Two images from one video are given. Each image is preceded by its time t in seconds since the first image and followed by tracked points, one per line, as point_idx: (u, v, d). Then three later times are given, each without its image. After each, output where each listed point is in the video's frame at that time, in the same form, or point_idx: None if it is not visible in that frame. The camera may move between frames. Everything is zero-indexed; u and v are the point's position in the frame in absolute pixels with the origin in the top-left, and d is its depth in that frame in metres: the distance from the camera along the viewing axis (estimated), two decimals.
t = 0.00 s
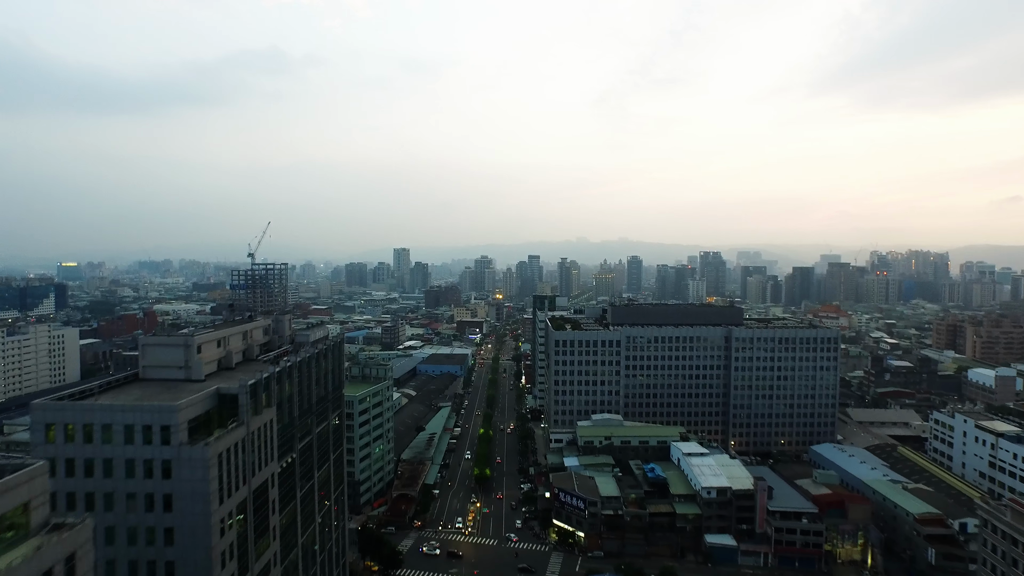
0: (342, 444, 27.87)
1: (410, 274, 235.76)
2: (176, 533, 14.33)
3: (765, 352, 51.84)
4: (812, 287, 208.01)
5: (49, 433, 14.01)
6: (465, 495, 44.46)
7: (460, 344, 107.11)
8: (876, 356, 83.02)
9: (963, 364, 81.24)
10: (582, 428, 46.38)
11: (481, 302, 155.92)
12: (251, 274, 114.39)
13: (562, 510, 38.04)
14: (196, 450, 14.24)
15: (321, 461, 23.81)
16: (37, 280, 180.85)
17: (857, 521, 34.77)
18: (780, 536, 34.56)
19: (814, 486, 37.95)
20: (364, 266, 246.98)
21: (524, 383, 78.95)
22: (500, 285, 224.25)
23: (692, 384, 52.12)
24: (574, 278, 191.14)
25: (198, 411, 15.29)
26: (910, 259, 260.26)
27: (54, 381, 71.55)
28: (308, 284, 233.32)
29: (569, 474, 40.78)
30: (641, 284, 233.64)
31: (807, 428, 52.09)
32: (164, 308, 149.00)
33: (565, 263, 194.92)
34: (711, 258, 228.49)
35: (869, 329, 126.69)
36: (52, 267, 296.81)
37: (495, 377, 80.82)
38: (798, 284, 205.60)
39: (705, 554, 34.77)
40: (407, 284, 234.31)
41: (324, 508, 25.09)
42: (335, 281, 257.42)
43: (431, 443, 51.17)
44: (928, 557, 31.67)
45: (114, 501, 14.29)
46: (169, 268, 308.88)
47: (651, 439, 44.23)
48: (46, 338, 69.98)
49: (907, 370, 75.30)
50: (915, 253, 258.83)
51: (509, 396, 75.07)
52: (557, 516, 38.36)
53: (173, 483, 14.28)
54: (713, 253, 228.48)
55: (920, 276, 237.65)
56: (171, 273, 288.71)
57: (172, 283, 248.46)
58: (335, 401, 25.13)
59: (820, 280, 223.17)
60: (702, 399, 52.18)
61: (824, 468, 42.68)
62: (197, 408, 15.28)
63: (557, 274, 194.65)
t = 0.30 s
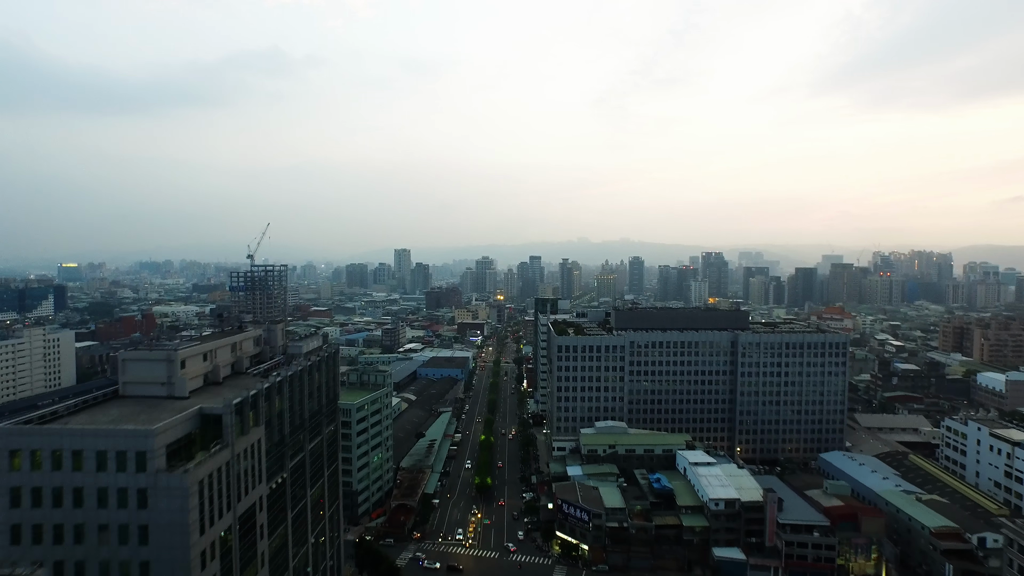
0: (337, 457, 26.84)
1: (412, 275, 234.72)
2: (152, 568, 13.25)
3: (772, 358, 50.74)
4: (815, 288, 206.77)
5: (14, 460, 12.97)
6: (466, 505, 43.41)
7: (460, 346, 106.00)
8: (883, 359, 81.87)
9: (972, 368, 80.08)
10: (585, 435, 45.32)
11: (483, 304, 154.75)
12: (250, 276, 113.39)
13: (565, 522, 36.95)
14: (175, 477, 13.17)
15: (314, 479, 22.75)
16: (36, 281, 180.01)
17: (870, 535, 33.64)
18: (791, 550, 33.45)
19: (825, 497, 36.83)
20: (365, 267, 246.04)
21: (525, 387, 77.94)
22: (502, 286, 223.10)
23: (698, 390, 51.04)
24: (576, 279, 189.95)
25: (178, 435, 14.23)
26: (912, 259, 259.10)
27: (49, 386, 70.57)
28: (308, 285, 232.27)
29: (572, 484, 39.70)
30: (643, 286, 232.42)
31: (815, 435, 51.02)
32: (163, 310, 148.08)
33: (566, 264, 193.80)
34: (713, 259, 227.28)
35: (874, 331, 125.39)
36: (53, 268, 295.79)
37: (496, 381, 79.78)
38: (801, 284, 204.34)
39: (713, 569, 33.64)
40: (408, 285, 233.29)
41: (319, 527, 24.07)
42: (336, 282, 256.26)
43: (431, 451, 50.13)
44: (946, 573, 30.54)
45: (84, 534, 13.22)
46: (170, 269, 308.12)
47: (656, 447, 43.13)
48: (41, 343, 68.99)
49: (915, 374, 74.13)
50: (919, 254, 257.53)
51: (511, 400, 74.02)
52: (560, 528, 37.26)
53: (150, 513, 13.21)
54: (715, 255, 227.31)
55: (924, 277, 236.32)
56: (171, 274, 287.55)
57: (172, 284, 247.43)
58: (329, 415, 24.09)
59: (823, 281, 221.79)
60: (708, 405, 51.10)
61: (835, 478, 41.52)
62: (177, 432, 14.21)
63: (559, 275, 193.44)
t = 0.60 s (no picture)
0: (332, 472, 25.79)
1: (412, 276, 233.61)
2: None
3: (779, 362, 49.67)
4: (817, 288, 205.59)
5: None
6: (466, 514, 42.36)
7: (460, 348, 104.96)
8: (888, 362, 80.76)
9: (979, 370, 78.98)
10: (588, 443, 44.26)
11: (483, 305, 153.58)
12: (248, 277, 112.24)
13: (568, 534, 35.86)
14: (147, 509, 12.10)
15: (307, 498, 21.68)
16: (34, 282, 178.71)
17: (884, 548, 32.57)
18: (801, 564, 32.38)
19: (836, 509, 35.75)
20: (365, 268, 244.90)
21: (526, 391, 76.85)
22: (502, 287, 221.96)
23: (703, 396, 49.97)
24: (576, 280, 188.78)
25: (154, 462, 13.16)
26: (914, 259, 258.01)
27: (43, 390, 69.49)
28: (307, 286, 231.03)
29: (575, 494, 38.65)
30: (644, 286, 231.28)
31: (822, 441, 49.97)
32: (161, 311, 147.06)
33: (567, 264, 192.61)
34: (714, 259, 226.14)
35: (877, 332, 124.28)
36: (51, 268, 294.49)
37: (496, 385, 78.71)
38: (803, 285, 203.21)
39: None
40: (408, 286, 232.19)
41: (312, 546, 23.00)
42: (335, 282, 255.09)
43: (430, 458, 49.08)
44: None
45: (50, 571, 12.15)
46: (169, 269, 306.92)
47: (661, 456, 42.09)
48: (34, 346, 67.91)
49: (922, 377, 73.04)
50: (921, 253, 256.42)
51: (511, 404, 72.93)
52: (563, 540, 36.18)
53: (120, 548, 12.15)
54: (716, 255, 226.23)
55: (926, 277, 235.18)
56: (170, 274, 286.31)
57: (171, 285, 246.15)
58: (322, 429, 23.03)
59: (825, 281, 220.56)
60: (713, 411, 50.03)
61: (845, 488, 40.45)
62: (153, 458, 13.13)
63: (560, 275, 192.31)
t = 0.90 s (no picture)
0: (325, 487, 24.71)
1: (412, 277, 232.55)
2: None
3: (785, 368, 48.60)
4: (819, 289, 204.45)
5: None
6: (466, 524, 41.31)
7: (460, 351, 103.97)
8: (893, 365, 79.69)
9: (986, 373, 77.86)
10: (591, 451, 43.20)
11: (483, 306, 152.55)
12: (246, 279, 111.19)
13: (570, 547, 34.76)
14: (117, 547, 11.06)
15: (297, 519, 20.61)
16: (32, 283, 177.54)
17: (897, 563, 31.50)
18: None
19: (847, 521, 34.65)
20: (365, 269, 243.91)
21: (527, 395, 75.78)
22: (502, 288, 220.90)
23: (707, 401, 48.91)
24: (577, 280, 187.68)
25: (126, 492, 12.11)
26: (916, 260, 257.04)
27: (37, 395, 68.53)
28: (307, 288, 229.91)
29: (578, 504, 37.58)
30: (645, 287, 230.26)
31: (829, 448, 48.90)
32: (159, 313, 146.24)
33: (568, 265, 191.49)
34: (716, 259, 225.13)
35: (881, 334, 123.21)
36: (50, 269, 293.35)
37: (497, 389, 77.67)
38: (805, 285, 202.17)
39: None
40: (409, 287, 231.12)
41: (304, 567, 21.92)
42: (335, 283, 253.70)
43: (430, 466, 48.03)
44: None
45: None
46: (168, 270, 305.82)
47: (666, 464, 40.99)
48: (27, 351, 66.92)
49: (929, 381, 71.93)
50: (922, 253, 255.31)
51: (512, 408, 71.87)
52: (565, 552, 35.09)
53: None
54: (717, 256, 225.26)
55: (928, 278, 234.16)
56: (169, 274, 285.23)
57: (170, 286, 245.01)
58: (315, 444, 21.97)
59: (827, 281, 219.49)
60: (718, 417, 48.96)
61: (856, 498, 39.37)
62: (124, 488, 12.07)
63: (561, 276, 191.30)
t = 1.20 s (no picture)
0: (319, 505, 23.66)
1: (412, 278, 231.49)
2: None
3: (792, 374, 47.52)
4: (821, 289, 203.36)
5: None
6: (466, 535, 40.30)
7: (461, 353, 103.02)
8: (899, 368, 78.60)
9: (993, 377, 76.75)
10: (594, 460, 42.15)
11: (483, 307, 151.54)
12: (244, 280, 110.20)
13: (574, 561, 33.69)
14: None
15: (288, 540, 19.56)
16: (30, 284, 176.50)
17: None
18: None
19: (860, 534, 33.58)
20: (365, 270, 242.93)
21: (528, 399, 74.73)
22: (503, 288, 219.84)
23: (712, 408, 47.82)
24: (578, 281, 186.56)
25: (93, 529, 11.04)
26: (918, 260, 255.95)
27: (32, 400, 67.61)
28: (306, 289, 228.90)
29: (581, 515, 36.51)
30: (646, 288, 229.17)
31: (837, 455, 47.80)
32: (158, 314, 145.27)
33: (568, 266, 190.34)
34: (717, 260, 224.08)
35: (886, 335, 122.16)
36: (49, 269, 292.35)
37: (497, 393, 76.61)
38: (807, 286, 200.96)
39: None
40: (409, 288, 230.12)
41: None
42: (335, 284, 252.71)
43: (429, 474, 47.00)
44: None
45: None
46: (168, 271, 304.78)
47: (671, 474, 39.92)
48: (21, 355, 65.99)
49: (936, 385, 70.81)
50: (925, 254, 254.07)
51: (513, 413, 70.82)
52: (568, 566, 34.04)
53: None
54: (719, 257, 224.08)
55: (931, 278, 232.96)
56: (168, 275, 284.26)
57: (170, 288, 244.07)
58: (307, 462, 20.93)
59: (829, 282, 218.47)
60: (724, 424, 47.88)
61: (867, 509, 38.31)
62: (90, 525, 11.00)
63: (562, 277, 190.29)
